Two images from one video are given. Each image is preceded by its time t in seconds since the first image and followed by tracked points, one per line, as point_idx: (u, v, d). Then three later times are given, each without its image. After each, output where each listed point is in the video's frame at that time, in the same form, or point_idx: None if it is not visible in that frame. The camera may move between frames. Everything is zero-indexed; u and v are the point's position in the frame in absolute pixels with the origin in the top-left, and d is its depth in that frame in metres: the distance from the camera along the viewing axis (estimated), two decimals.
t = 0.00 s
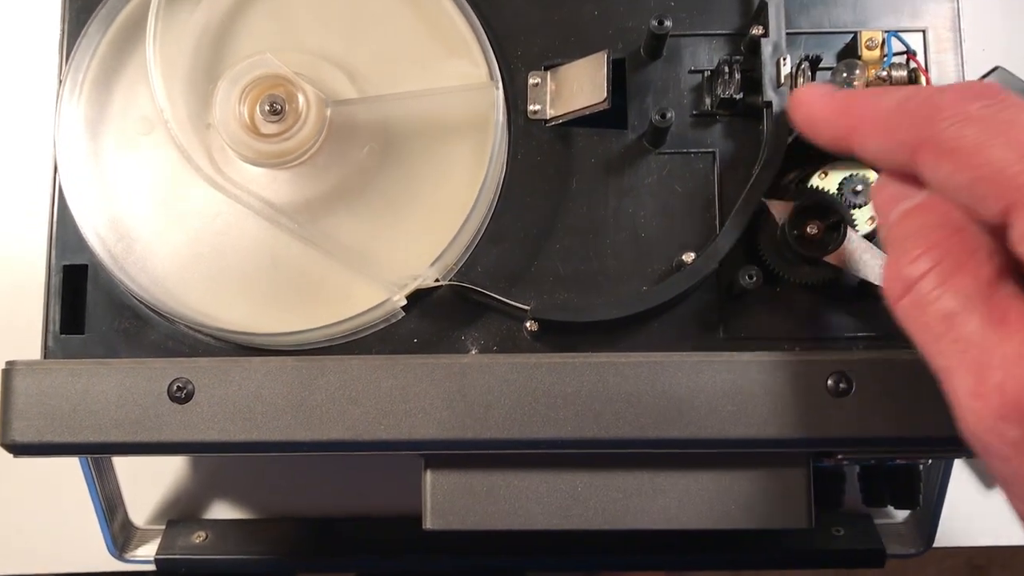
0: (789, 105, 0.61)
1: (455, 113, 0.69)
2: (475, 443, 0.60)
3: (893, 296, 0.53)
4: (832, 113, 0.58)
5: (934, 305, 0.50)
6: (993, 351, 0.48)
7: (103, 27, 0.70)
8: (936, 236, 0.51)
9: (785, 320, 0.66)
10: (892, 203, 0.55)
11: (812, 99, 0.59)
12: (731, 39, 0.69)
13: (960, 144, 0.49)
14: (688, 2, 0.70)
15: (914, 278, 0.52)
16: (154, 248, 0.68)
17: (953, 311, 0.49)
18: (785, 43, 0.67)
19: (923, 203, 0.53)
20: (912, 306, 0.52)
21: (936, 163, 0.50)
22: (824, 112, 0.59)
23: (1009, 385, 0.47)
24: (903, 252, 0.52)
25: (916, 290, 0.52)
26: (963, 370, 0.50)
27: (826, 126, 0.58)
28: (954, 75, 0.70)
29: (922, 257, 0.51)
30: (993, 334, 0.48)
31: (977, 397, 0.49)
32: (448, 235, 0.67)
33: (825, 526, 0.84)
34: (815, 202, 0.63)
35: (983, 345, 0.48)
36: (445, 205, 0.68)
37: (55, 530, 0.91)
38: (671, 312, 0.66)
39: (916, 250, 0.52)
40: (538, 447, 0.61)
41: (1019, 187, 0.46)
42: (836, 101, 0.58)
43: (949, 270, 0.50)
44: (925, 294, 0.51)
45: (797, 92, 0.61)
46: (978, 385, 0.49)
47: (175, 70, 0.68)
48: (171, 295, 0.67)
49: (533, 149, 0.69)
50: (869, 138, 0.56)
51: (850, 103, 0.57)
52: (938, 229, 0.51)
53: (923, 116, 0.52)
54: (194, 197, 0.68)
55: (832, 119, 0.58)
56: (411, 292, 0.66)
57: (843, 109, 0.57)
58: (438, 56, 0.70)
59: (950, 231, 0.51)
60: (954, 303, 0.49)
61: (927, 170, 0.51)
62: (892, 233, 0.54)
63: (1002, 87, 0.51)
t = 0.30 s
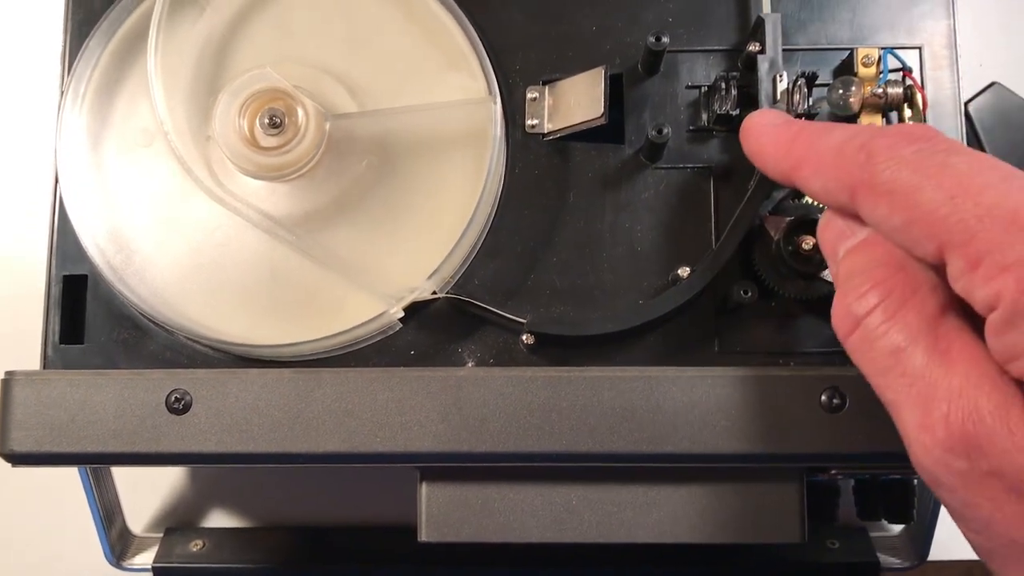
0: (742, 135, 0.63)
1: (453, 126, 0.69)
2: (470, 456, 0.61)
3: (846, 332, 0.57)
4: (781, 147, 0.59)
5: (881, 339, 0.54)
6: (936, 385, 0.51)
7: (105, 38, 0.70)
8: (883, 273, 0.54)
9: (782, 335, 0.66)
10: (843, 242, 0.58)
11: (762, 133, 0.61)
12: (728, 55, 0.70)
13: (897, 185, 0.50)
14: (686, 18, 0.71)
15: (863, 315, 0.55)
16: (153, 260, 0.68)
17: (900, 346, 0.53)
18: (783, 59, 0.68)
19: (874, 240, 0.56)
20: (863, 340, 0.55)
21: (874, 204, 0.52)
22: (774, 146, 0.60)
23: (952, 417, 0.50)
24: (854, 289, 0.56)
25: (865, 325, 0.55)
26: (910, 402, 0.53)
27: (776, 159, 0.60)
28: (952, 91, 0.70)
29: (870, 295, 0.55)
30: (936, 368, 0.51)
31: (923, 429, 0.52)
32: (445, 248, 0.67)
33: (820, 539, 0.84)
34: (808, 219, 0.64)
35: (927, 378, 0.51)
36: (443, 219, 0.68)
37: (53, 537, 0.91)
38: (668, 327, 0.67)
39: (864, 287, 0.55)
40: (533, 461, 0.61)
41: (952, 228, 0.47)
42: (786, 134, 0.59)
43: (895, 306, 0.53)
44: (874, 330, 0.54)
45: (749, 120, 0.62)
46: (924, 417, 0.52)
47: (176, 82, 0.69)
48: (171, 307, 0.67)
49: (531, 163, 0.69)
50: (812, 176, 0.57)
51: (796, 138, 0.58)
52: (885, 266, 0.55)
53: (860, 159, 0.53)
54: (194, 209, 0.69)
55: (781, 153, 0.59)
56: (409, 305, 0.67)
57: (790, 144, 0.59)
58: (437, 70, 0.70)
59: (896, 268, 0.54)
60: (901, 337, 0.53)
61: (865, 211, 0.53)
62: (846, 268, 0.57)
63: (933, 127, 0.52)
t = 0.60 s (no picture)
0: (736, 146, 0.63)
1: (449, 137, 0.70)
2: (462, 467, 0.61)
3: (832, 349, 0.57)
4: (773, 160, 0.59)
5: (867, 358, 0.54)
6: (923, 404, 0.51)
7: (103, 47, 0.71)
8: (869, 292, 0.54)
9: (775, 349, 0.66)
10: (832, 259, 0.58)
11: (755, 145, 0.61)
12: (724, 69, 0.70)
13: (887, 200, 0.50)
14: (682, 31, 0.71)
15: (849, 333, 0.55)
16: (149, 268, 0.68)
17: (886, 365, 0.53)
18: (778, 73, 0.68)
19: (862, 258, 0.56)
20: (849, 359, 0.55)
21: (863, 219, 0.52)
22: (766, 158, 0.60)
23: (939, 437, 0.51)
24: (841, 308, 0.56)
25: (852, 344, 0.55)
26: (897, 421, 0.53)
27: (768, 171, 0.60)
28: (946, 107, 0.70)
29: (857, 313, 0.54)
30: (923, 388, 0.51)
31: (910, 448, 0.52)
32: (440, 258, 0.68)
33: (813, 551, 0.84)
34: (803, 234, 0.64)
35: (913, 398, 0.51)
36: (438, 229, 0.69)
37: (48, 542, 0.91)
38: (661, 339, 0.67)
39: (851, 306, 0.55)
40: (525, 473, 0.61)
41: (941, 244, 0.47)
42: (778, 148, 0.60)
43: (881, 326, 0.53)
44: (859, 348, 0.54)
45: (743, 134, 0.62)
46: (911, 436, 0.52)
47: (173, 92, 0.69)
48: (166, 315, 0.68)
49: (526, 175, 0.70)
50: (803, 189, 0.57)
51: (788, 151, 0.59)
52: (873, 285, 0.54)
53: (850, 173, 0.53)
54: (191, 217, 0.69)
55: (772, 166, 0.59)
56: (404, 315, 0.67)
57: (782, 158, 0.59)
58: (434, 81, 0.71)
59: (883, 287, 0.54)
60: (888, 357, 0.53)
61: (854, 224, 0.53)
62: (834, 286, 0.57)
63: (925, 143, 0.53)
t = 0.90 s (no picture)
0: (752, 134, 0.64)
1: (467, 127, 0.70)
2: (483, 456, 0.61)
3: (825, 365, 0.57)
4: (785, 149, 0.61)
5: (860, 373, 0.55)
6: (918, 417, 0.52)
7: (120, 36, 0.70)
8: (862, 308, 0.55)
9: (793, 339, 0.67)
10: (826, 275, 0.59)
11: (771, 134, 0.63)
12: (741, 61, 0.70)
13: (892, 188, 0.53)
14: (699, 23, 0.71)
15: (842, 348, 0.55)
16: (168, 256, 0.69)
17: (880, 378, 0.54)
18: (795, 65, 0.68)
19: (855, 275, 0.57)
20: (844, 375, 0.56)
21: (868, 206, 0.55)
22: (779, 147, 0.62)
23: (934, 448, 0.52)
24: (834, 324, 0.56)
25: (845, 360, 0.55)
26: (892, 435, 0.54)
27: (781, 159, 0.62)
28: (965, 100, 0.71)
29: (851, 328, 0.55)
30: (918, 400, 0.52)
31: (907, 460, 0.53)
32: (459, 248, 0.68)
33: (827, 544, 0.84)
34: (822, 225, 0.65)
35: (908, 411, 0.53)
36: (457, 219, 0.68)
37: (62, 534, 0.91)
38: (680, 329, 0.67)
39: (845, 321, 0.56)
40: (545, 462, 0.61)
41: (940, 238, 0.51)
42: (791, 137, 0.62)
43: (875, 341, 0.54)
44: (853, 363, 0.55)
45: (758, 125, 0.64)
46: (907, 448, 0.53)
47: (191, 81, 0.69)
48: (187, 303, 0.68)
49: (544, 165, 0.70)
50: (812, 179, 0.60)
51: (801, 141, 0.61)
52: (866, 301, 0.56)
53: (859, 163, 0.56)
54: (210, 206, 0.69)
55: (784, 154, 0.62)
56: (423, 305, 0.67)
57: (795, 146, 0.61)
58: (452, 72, 0.71)
59: (875, 303, 0.55)
60: (884, 371, 0.54)
61: (860, 211, 0.56)
62: (828, 303, 0.58)
63: (932, 135, 0.56)
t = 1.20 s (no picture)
0: (830, 168, 0.63)
1: (541, 165, 0.70)
2: (576, 499, 0.61)
3: (903, 397, 0.58)
4: (863, 184, 0.61)
5: (939, 407, 0.56)
6: (998, 454, 0.53)
7: (192, 79, 0.70)
8: (942, 342, 0.57)
9: (872, 374, 0.67)
10: (904, 306, 0.60)
11: (848, 167, 0.62)
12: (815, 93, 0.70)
13: (981, 224, 0.56)
14: (770, 57, 0.71)
15: (922, 382, 0.57)
16: (246, 299, 0.69)
17: (958, 415, 0.55)
18: (870, 96, 0.68)
19: (934, 308, 0.58)
20: (921, 408, 0.57)
21: (953, 242, 0.57)
22: (856, 182, 0.62)
23: (1014, 486, 0.53)
24: (913, 357, 0.57)
25: (923, 394, 0.56)
26: (970, 470, 0.55)
27: (858, 195, 0.62)
28: None
29: (931, 362, 0.56)
30: (996, 438, 0.53)
31: (985, 498, 0.54)
32: (539, 288, 0.68)
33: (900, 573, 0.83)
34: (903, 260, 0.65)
35: (988, 447, 0.53)
36: (535, 258, 0.69)
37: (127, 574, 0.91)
38: (762, 365, 0.67)
39: (924, 356, 0.57)
40: (638, 503, 0.61)
41: None
42: (869, 171, 0.61)
43: (953, 376, 0.55)
44: (934, 396, 0.56)
45: (836, 158, 0.63)
46: (986, 485, 0.54)
47: (266, 123, 0.69)
48: (267, 347, 0.67)
49: (619, 202, 0.70)
50: (893, 214, 0.60)
51: (881, 176, 0.60)
52: (946, 335, 0.57)
53: (942, 203, 0.58)
54: (287, 247, 0.69)
55: (863, 189, 0.61)
56: (507, 348, 0.67)
57: (874, 183, 0.61)
58: (524, 110, 0.70)
59: (954, 338, 0.56)
60: (962, 408, 0.54)
61: (945, 247, 0.58)
62: (907, 334, 0.59)
63: (1014, 171, 0.58)
